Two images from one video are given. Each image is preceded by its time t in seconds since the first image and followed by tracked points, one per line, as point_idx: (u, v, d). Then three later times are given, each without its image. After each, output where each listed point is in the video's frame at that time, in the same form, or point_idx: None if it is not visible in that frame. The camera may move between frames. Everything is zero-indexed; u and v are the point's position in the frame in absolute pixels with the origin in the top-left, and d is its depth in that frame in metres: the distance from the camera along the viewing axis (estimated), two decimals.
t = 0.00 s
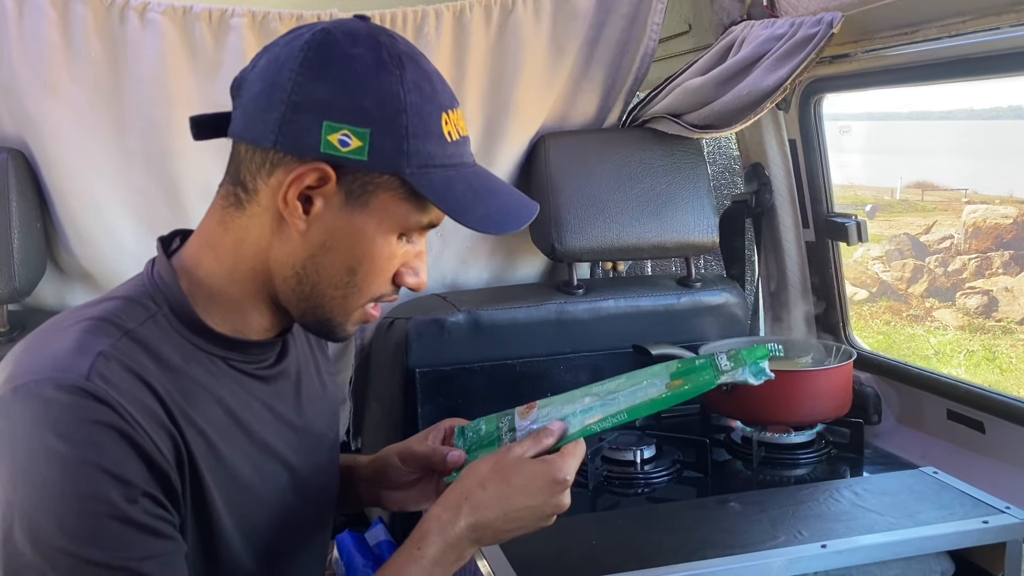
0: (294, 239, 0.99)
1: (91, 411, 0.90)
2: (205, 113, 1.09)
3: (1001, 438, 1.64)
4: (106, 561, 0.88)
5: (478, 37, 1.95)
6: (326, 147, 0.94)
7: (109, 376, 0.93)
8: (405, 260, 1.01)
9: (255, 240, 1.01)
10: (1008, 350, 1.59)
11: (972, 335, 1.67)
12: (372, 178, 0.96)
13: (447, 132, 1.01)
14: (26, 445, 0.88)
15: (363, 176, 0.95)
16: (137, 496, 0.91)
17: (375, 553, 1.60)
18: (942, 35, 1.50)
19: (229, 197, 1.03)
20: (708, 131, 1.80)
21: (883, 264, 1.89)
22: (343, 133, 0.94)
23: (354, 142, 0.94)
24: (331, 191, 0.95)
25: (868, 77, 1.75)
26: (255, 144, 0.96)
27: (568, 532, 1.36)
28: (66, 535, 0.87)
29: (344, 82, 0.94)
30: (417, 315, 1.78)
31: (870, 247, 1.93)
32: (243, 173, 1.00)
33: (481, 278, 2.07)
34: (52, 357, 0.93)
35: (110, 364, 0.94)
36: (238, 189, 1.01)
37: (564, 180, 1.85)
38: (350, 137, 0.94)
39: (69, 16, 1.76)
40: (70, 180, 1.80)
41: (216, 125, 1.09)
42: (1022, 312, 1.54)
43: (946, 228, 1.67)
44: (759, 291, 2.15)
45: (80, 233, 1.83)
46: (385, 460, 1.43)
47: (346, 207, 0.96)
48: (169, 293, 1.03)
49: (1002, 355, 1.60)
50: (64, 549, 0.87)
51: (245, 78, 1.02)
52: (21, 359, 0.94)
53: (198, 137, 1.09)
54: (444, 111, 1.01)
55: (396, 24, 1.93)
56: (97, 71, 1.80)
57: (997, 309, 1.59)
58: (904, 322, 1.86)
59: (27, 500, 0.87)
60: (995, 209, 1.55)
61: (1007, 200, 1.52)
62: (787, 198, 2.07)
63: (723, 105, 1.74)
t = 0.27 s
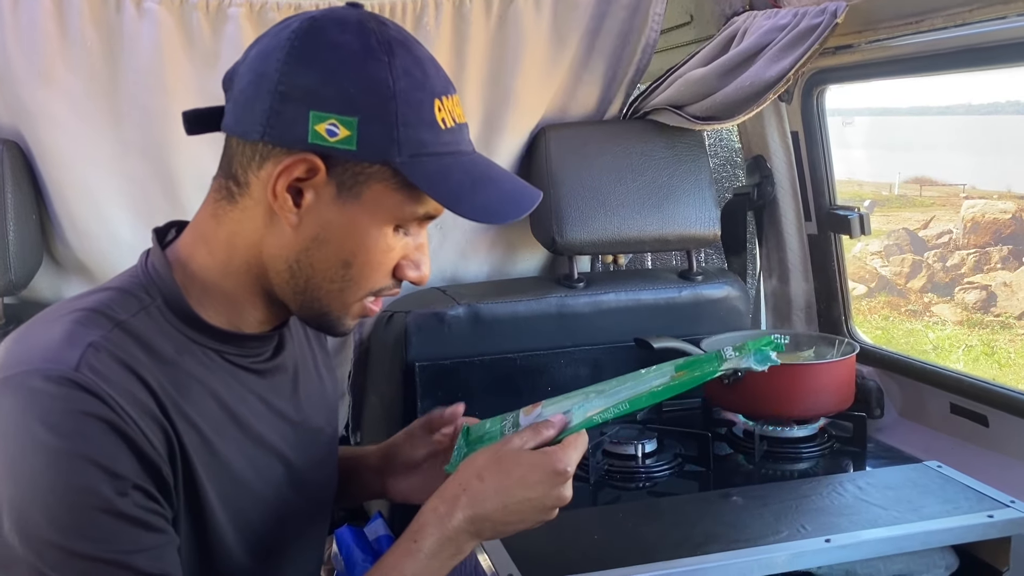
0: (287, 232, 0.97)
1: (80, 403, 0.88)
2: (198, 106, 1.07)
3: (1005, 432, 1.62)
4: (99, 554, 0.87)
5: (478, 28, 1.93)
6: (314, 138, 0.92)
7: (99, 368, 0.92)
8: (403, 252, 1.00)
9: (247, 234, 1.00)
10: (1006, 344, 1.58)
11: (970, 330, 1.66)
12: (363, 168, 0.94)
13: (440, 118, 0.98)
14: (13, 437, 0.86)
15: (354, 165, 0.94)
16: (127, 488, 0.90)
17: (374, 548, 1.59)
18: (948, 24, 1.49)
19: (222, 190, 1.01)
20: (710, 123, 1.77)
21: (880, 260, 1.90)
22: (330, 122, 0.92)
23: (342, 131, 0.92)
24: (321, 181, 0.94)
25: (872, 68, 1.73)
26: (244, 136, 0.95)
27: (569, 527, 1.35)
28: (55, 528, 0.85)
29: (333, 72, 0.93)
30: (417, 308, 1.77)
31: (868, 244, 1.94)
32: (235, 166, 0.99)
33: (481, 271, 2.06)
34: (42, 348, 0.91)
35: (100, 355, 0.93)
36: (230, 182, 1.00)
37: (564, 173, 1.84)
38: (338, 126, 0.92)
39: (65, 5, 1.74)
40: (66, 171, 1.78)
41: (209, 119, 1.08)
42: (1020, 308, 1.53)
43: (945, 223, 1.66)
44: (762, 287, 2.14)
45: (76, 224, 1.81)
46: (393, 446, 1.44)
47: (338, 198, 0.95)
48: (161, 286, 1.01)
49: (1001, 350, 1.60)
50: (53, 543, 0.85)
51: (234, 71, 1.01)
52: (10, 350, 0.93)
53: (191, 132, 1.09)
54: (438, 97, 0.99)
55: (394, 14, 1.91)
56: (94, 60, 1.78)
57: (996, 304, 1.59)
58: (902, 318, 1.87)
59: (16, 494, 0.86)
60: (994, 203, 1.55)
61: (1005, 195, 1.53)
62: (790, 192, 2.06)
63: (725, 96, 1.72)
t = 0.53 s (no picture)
0: (256, 221, 0.95)
1: (48, 404, 0.87)
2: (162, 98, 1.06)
3: (1006, 425, 1.61)
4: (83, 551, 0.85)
5: (475, 18, 1.89)
6: (275, 124, 0.90)
7: (68, 367, 0.90)
8: (381, 237, 0.97)
9: (218, 226, 0.98)
10: (1002, 339, 1.59)
11: (966, 324, 1.67)
12: (330, 152, 0.92)
13: (409, 96, 0.96)
14: None
15: (320, 150, 0.91)
16: (97, 491, 0.88)
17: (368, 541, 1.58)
18: (951, 13, 1.47)
19: (191, 182, 1.00)
20: (710, 113, 1.77)
21: (876, 254, 1.90)
22: (290, 106, 0.90)
23: (302, 115, 0.90)
24: (286, 168, 0.92)
25: (873, 58, 1.72)
26: (208, 125, 0.94)
27: (566, 520, 1.33)
28: (23, 532, 0.84)
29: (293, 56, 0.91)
30: (413, 300, 1.75)
31: (863, 239, 1.94)
32: (201, 157, 0.97)
33: (478, 264, 2.03)
34: (10, 348, 0.90)
35: (69, 353, 0.91)
36: (198, 174, 0.99)
37: (562, 163, 1.82)
38: (298, 110, 0.90)
39: None
40: (57, 161, 1.76)
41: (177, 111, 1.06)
42: (1016, 301, 1.55)
43: (941, 218, 1.68)
44: (760, 277, 2.12)
45: (69, 215, 1.79)
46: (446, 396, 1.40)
47: (307, 186, 0.93)
48: (134, 278, 1.00)
49: (997, 344, 1.61)
50: (21, 547, 0.84)
51: (197, 61, 0.99)
52: None
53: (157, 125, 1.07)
54: (404, 74, 0.96)
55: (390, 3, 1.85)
56: (85, 49, 1.75)
57: (992, 299, 1.60)
58: (898, 313, 1.88)
59: None
60: (990, 197, 1.56)
61: (1002, 189, 1.54)
62: (789, 183, 2.03)
63: (726, 87, 1.71)
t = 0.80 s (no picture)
0: (191, 200, 0.95)
1: None
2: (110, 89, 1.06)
3: (1007, 417, 1.60)
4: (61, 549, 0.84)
5: (473, 6, 1.85)
6: (181, 89, 0.90)
7: (11, 379, 0.89)
8: (325, 207, 0.93)
9: (163, 211, 0.98)
10: (996, 334, 1.59)
11: (961, 319, 1.67)
12: (240, 115, 0.90)
13: (322, 43, 0.91)
14: None
15: (230, 113, 0.90)
16: (38, 508, 0.86)
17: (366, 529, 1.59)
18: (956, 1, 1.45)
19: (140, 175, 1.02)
20: (710, 103, 1.76)
21: (871, 250, 1.91)
22: (192, 69, 0.89)
23: (205, 76, 0.89)
24: (201, 139, 0.92)
25: (874, 47, 1.70)
26: (152, 103, 0.91)
27: (566, 513, 1.32)
28: None
29: (232, 32, 0.89)
30: (410, 292, 1.74)
31: (858, 234, 1.95)
32: (140, 145, 0.98)
33: (476, 256, 2.00)
34: None
35: (14, 364, 0.90)
36: (140, 162, 0.99)
37: (562, 153, 1.80)
38: (200, 71, 0.89)
39: None
40: (51, 150, 1.75)
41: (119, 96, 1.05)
42: (1012, 297, 1.54)
43: (935, 214, 1.68)
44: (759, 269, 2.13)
45: (63, 205, 1.78)
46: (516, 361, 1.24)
47: (228, 156, 0.91)
48: (85, 271, 1.00)
49: (991, 340, 1.61)
50: None
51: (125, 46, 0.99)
52: None
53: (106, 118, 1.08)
54: (314, 20, 0.91)
55: None
56: (79, 37, 1.73)
57: (986, 295, 1.59)
58: (893, 307, 1.88)
59: None
60: (984, 193, 1.56)
61: (996, 184, 1.53)
62: (789, 173, 2.02)
63: (726, 77, 1.70)
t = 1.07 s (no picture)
0: (147, 213, 0.95)
1: None
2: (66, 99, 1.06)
3: (1007, 416, 1.60)
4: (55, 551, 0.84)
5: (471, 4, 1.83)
6: (128, 94, 0.89)
7: None
8: (291, 213, 0.91)
9: (123, 226, 0.98)
10: (990, 331, 1.59)
11: (955, 316, 1.68)
12: (190, 119, 0.88)
13: (275, 36, 0.89)
14: None
15: (180, 119, 0.89)
16: None
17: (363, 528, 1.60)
18: None
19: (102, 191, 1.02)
20: (709, 100, 1.76)
21: (866, 246, 1.91)
22: (137, 71, 0.88)
23: (149, 79, 0.88)
24: (152, 149, 0.91)
25: (874, 45, 1.69)
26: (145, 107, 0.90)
27: (564, 512, 1.31)
28: None
29: (211, 32, 0.87)
30: (407, 290, 1.73)
31: (852, 231, 1.95)
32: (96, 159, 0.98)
33: (473, 254, 1.99)
34: None
35: None
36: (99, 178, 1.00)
37: (560, 150, 1.79)
38: (145, 74, 0.88)
39: None
40: (44, 146, 1.73)
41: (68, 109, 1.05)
42: (1005, 294, 1.54)
43: (929, 211, 1.68)
44: (758, 268, 2.13)
45: (57, 201, 1.76)
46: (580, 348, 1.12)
47: (179, 165, 0.90)
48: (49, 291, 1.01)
49: (986, 337, 1.61)
50: None
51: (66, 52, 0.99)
52: None
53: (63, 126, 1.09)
54: (268, 11, 0.89)
55: None
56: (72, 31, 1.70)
57: (980, 292, 1.59)
58: (887, 304, 1.89)
59: None
60: (978, 191, 1.56)
61: (989, 182, 1.54)
62: (788, 173, 2.02)
63: (726, 74, 1.70)
